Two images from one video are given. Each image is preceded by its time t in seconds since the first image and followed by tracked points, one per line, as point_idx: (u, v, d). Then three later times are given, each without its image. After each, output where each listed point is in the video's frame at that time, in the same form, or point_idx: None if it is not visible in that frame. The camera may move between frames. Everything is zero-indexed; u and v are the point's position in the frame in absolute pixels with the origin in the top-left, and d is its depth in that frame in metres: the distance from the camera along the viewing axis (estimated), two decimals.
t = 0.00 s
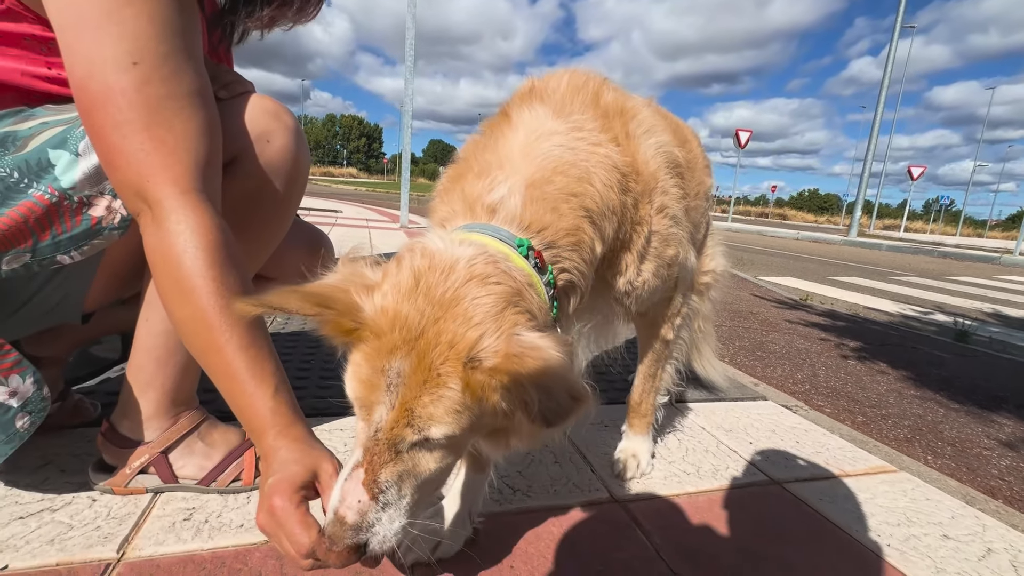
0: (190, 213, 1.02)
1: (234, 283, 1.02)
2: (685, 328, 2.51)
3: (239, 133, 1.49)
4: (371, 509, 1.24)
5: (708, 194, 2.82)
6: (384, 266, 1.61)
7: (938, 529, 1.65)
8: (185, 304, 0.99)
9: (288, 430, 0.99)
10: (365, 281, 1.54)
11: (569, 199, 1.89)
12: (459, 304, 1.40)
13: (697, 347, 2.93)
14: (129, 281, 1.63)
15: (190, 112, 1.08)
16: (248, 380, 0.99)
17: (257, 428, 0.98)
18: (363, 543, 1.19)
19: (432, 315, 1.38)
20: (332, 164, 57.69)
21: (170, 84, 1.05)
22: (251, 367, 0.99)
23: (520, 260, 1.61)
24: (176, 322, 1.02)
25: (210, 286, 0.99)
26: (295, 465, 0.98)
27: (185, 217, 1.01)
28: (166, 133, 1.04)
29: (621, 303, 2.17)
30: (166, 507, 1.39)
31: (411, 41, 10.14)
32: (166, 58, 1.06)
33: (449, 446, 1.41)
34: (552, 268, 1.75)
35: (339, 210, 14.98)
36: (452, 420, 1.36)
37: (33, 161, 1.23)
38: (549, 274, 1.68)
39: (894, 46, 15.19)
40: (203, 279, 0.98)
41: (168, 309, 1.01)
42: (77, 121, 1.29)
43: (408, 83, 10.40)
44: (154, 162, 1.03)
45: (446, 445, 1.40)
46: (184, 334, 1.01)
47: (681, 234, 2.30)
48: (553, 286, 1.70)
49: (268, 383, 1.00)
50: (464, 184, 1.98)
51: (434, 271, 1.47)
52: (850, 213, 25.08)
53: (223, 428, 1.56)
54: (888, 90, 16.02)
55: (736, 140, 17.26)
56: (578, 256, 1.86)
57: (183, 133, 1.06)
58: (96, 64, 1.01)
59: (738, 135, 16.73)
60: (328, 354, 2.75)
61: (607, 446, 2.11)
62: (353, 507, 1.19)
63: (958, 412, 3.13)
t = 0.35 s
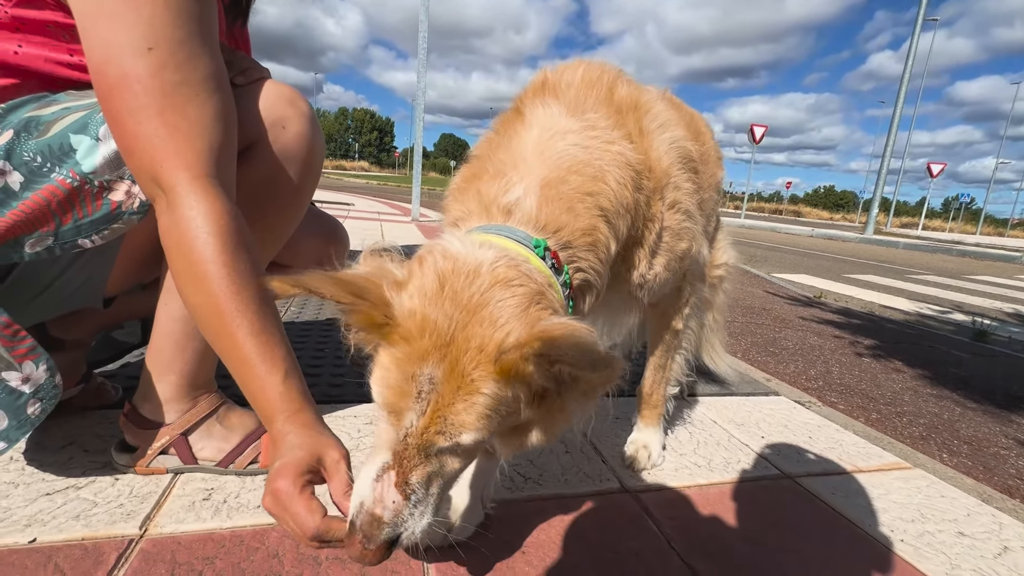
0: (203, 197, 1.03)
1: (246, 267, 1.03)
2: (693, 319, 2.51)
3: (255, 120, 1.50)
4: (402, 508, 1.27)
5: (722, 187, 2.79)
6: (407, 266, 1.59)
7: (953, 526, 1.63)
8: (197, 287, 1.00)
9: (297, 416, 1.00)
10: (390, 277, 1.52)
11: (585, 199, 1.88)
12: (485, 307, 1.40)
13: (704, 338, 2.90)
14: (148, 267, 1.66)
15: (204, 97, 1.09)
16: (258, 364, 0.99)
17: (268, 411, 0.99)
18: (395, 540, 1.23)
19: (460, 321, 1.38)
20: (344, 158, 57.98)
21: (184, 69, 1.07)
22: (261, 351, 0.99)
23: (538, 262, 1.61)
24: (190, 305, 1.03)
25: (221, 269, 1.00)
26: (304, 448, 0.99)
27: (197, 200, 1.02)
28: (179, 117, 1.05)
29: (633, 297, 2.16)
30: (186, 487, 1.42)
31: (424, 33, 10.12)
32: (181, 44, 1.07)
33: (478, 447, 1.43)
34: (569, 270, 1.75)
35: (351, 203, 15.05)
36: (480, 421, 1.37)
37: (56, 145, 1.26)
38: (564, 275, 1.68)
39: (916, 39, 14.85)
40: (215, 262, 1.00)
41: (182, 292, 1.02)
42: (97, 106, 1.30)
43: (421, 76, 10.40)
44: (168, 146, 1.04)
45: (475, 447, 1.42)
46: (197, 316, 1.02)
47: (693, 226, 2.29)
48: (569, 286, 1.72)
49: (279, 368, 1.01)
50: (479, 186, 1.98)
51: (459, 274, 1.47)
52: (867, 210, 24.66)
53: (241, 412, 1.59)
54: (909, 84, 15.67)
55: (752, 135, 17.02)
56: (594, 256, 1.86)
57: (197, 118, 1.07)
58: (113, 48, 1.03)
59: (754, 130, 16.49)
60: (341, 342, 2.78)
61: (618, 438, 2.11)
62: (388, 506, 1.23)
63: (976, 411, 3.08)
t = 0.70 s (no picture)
0: (199, 192, 1.04)
1: (240, 262, 1.04)
2: (684, 310, 2.50)
3: (258, 116, 1.52)
4: (398, 493, 1.28)
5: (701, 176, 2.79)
6: (417, 250, 1.59)
7: (956, 527, 1.62)
8: (190, 281, 1.01)
9: (287, 412, 1.01)
10: (401, 263, 1.52)
11: (585, 191, 1.88)
12: (499, 297, 1.41)
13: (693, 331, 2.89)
14: (154, 261, 1.69)
15: (204, 93, 1.10)
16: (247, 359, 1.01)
17: (258, 407, 1.00)
18: (387, 528, 1.23)
19: (473, 308, 1.39)
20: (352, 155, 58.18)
21: (185, 65, 1.08)
22: (251, 347, 1.00)
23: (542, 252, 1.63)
24: (185, 299, 1.04)
25: (214, 264, 1.01)
26: (293, 445, 1.00)
27: (193, 195, 1.03)
28: (179, 113, 1.06)
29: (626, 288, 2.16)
30: (191, 478, 1.44)
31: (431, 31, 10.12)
32: (184, 40, 1.09)
33: (478, 433, 1.46)
34: (567, 260, 1.77)
35: (358, 201, 15.12)
36: (487, 408, 1.40)
37: (65, 140, 1.28)
38: (563, 266, 1.71)
39: (928, 37, 14.67)
40: (208, 257, 1.01)
41: (177, 287, 1.04)
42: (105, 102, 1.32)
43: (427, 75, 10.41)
44: (167, 141, 1.05)
45: (474, 433, 1.45)
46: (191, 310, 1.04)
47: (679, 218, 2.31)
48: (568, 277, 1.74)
49: (268, 363, 1.02)
50: (478, 176, 1.94)
51: (473, 264, 1.46)
52: (877, 209, 24.39)
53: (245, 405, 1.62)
54: (921, 82, 15.47)
55: (760, 134, 16.87)
56: (592, 249, 1.87)
57: (196, 113, 1.09)
58: (116, 44, 1.05)
59: (763, 129, 16.35)
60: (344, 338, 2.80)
61: (620, 435, 2.11)
62: (383, 492, 1.25)
63: (984, 412, 3.05)
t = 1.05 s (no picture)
0: (214, 185, 1.06)
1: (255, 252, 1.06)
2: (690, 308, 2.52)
3: (268, 114, 1.54)
4: (405, 472, 1.30)
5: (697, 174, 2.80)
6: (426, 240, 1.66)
7: (961, 525, 1.62)
8: (207, 272, 1.03)
9: (304, 399, 1.04)
10: (411, 250, 1.60)
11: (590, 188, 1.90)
12: (499, 279, 1.44)
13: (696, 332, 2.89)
14: (164, 258, 1.71)
15: (218, 90, 1.12)
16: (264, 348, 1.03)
17: (275, 395, 1.03)
18: (395, 503, 1.24)
19: (474, 289, 1.44)
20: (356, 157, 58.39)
21: (200, 63, 1.10)
22: (267, 335, 1.03)
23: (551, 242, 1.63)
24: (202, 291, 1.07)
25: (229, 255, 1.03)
26: (311, 433, 1.03)
27: (207, 188, 1.05)
28: (193, 109, 1.09)
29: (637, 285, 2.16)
30: (200, 472, 1.46)
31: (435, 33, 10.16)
32: (198, 38, 1.11)
33: (483, 416, 1.46)
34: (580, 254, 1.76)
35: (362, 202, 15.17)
36: (489, 388, 1.40)
37: (80, 137, 1.30)
38: (577, 257, 1.71)
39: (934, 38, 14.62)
40: (224, 248, 1.03)
41: (193, 278, 1.05)
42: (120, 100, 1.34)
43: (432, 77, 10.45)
44: (182, 136, 1.07)
45: (481, 416, 1.45)
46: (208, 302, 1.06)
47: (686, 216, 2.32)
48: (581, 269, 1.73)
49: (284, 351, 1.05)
50: (493, 172, 1.98)
51: (475, 248, 1.51)
52: (882, 211, 24.27)
53: (254, 400, 1.63)
54: (926, 83, 15.42)
55: (764, 135, 16.85)
56: (605, 241, 1.86)
57: (210, 109, 1.11)
58: (133, 43, 1.07)
59: (767, 130, 16.32)
60: (351, 336, 2.82)
61: (624, 432, 2.12)
62: (387, 467, 1.26)
63: (989, 413, 3.04)
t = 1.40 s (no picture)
0: (234, 171, 1.07)
1: (281, 233, 1.07)
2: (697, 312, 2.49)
3: (272, 115, 1.55)
4: (475, 413, 1.41)
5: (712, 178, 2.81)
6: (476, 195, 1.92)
7: (964, 525, 1.62)
8: (236, 257, 1.04)
9: (352, 369, 1.03)
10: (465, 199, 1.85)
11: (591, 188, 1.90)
12: (548, 203, 1.75)
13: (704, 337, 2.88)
14: (167, 261, 1.72)
15: (230, 85, 1.13)
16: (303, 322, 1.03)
17: (321, 370, 1.02)
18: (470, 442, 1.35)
19: (526, 213, 1.72)
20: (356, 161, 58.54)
21: (211, 60, 1.11)
22: (305, 310, 1.03)
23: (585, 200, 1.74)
24: (231, 280, 1.07)
25: (256, 236, 1.04)
26: (368, 400, 1.02)
27: (226, 175, 1.06)
28: (208, 101, 1.10)
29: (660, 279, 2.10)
30: (203, 474, 1.46)
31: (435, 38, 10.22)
32: (209, 36, 1.12)
33: (543, 337, 1.67)
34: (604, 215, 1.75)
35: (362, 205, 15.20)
36: (549, 300, 1.63)
37: (84, 139, 1.31)
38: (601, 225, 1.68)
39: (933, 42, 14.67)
40: (250, 231, 1.03)
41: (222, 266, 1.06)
42: (124, 102, 1.35)
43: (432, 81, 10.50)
44: (197, 128, 1.08)
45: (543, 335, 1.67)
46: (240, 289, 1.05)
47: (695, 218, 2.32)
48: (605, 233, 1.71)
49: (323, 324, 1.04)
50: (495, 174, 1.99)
51: (523, 182, 1.80)
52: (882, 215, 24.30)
53: (256, 402, 1.64)
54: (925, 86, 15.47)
55: (764, 139, 16.88)
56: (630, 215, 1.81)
57: (224, 102, 1.12)
58: (145, 41, 1.07)
59: (766, 134, 16.36)
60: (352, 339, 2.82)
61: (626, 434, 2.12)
62: (459, 405, 1.41)
63: (991, 414, 3.03)
